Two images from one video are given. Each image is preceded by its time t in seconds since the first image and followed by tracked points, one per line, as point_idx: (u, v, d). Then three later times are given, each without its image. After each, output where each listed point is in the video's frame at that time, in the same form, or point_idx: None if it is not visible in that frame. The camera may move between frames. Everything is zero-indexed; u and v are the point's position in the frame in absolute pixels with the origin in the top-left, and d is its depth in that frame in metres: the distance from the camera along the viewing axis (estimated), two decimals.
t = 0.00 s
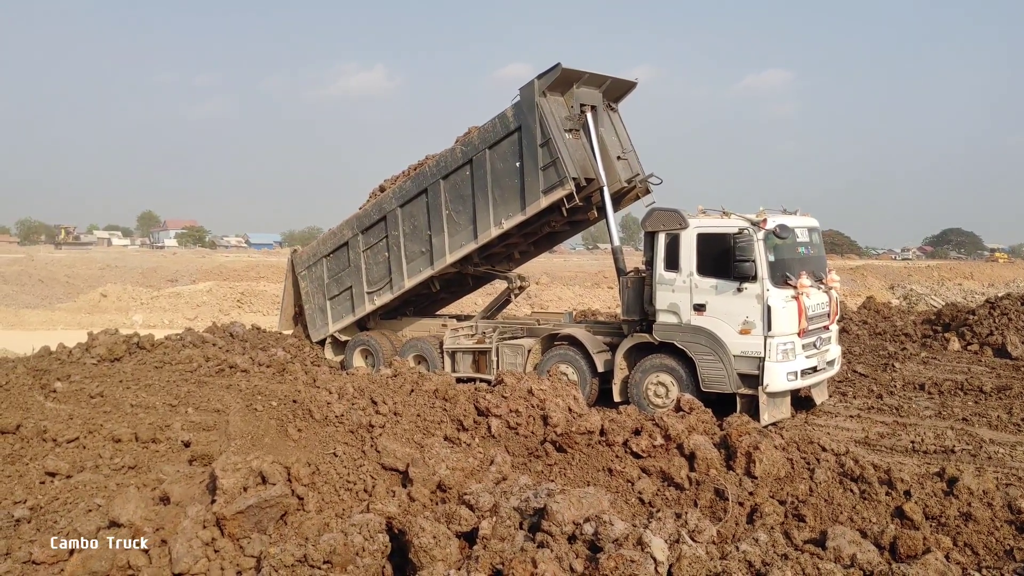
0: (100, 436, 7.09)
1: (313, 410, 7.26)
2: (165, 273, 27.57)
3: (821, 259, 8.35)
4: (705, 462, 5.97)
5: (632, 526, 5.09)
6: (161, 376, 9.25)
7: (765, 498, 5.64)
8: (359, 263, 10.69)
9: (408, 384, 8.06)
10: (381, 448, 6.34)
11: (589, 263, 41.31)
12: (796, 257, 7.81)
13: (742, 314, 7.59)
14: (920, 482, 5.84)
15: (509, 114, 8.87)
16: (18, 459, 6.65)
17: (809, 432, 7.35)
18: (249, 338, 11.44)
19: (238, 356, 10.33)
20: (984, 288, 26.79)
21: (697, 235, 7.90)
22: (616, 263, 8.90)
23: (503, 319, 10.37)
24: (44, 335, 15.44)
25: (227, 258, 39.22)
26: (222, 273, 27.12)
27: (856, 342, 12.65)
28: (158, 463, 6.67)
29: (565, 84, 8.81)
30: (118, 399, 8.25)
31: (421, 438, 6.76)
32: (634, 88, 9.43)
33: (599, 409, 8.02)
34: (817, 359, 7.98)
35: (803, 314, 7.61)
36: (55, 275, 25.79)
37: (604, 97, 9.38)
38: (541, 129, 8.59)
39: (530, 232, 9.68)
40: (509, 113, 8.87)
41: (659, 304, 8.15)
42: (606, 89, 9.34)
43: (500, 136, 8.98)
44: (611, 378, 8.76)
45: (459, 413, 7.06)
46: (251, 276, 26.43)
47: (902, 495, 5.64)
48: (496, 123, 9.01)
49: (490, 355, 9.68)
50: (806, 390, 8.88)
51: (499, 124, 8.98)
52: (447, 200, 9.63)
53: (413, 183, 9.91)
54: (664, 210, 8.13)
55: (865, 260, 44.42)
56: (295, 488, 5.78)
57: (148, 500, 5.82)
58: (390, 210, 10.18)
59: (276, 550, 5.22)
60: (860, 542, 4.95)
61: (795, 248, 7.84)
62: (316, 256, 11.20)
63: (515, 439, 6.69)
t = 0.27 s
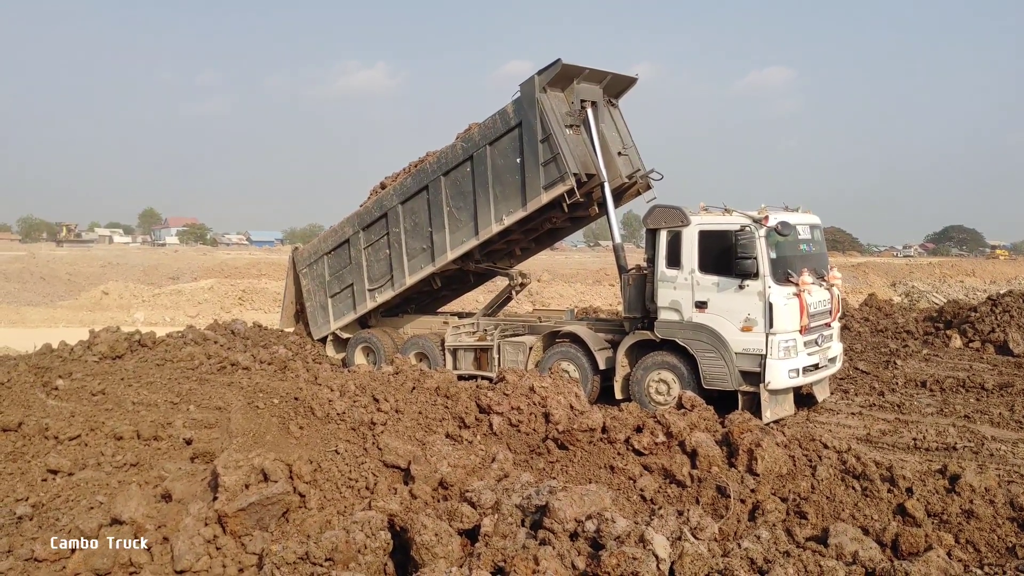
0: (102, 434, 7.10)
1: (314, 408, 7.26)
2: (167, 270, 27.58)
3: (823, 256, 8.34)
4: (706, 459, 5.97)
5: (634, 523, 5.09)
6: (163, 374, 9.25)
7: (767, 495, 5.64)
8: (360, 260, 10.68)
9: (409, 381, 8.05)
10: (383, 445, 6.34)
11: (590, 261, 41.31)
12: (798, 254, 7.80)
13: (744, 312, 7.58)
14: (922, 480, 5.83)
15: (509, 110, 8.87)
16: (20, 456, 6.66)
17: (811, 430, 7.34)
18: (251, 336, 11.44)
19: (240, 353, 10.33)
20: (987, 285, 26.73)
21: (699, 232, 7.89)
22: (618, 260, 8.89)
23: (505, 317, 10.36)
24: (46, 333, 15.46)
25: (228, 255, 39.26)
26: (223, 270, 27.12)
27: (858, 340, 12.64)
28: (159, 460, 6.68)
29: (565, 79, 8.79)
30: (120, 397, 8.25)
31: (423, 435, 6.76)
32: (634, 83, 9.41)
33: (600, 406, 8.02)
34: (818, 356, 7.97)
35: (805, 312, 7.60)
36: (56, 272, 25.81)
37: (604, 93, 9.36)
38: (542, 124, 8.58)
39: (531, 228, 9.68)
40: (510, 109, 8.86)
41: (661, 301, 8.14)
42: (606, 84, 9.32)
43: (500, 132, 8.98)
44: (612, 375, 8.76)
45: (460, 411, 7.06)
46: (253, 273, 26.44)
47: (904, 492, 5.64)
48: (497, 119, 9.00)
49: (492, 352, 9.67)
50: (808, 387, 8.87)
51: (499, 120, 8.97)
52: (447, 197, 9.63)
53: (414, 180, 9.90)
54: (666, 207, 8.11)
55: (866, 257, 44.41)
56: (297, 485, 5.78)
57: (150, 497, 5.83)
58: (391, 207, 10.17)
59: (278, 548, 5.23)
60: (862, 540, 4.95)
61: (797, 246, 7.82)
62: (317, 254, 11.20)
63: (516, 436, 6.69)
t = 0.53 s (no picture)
0: (102, 431, 7.10)
1: (314, 405, 7.25)
2: (167, 268, 27.56)
3: (823, 254, 8.34)
4: (706, 457, 5.97)
5: (634, 521, 5.09)
6: (163, 372, 9.25)
7: (767, 493, 5.64)
8: (360, 257, 10.68)
9: (409, 379, 8.05)
10: (382, 443, 6.34)
11: (590, 258, 41.30)
12: (798, 252, 7.79)
13: (744, 310, 7.58)
14: (921, 477, 5.83)
15: (509, 106, 8.86)
16: (20, 454, 6.66)
17: (811, 428, 7.34)
18: (251, 334, 11.44)
19: (240, 351, 10.32)
20: (988, 283, 26.74)
21: (699, 230, 7.89)
22: (618, 258, 8.88)
23: (505, 314, 10.35)
24: (45, 330, 15.46)
25: (228, 253, 39.26)
26: (223, 268, 27.12)
27: (858, 337, 12.64)
28: (159, 458, 6.68)
29: (564, 76, 8.78)
30: (119, 394, 8.25)
31: (423, 433, 6.76)
32: (633, 79, 9.40)
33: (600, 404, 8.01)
34: (818, 354, 7.97)
35: (805, 310, 7.59)
36: (56, 270, 25.81)
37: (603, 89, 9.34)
38: (541, 121, 8.57)
39: (530, 225, 9.67)
40: (509, 105, 8.85)
41: (661, 299, 8.14)
42: (605, 81, 9.31)
43: (499, 129, 8.96)
44: (612, 373, 8.75)
45: (460, 408, 7.06)
46: (253, 271, 26.44)
47: (903, 490, 5.64)
48: (496, 116, 8.99)
49: (492, 350, 9.67)
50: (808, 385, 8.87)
51: (498, 117, 8.96)
52: (447, 194, 9.62)
53: (413, 177, 9.89)
54: (666, 205, 8.11)
55: (866, 255, 44.40)
56: (296, 483, 5.78)
57: (150, 495, 5.83)
58: (391, 204, 10.16)
59: (277, 546, 5.23)
60: (861, 538, 4.95)
61: (797, 243, 7.82)
62: (317, 252, 11.20)
63: (516, 434, 6.68)
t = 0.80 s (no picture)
0: (101, 428, 7.10)
1: (313, 402, 7.26)
2: (166, 264, 27.55)
3: (822, 250, 8.33)
4: (705, 453, 5.97)
5: (633, 517, 5.10)
6: (162, 368, 9.25)
7: (765, 489, 5.64)
8: (359, 254, 10.67)
9: (408, 375, 8.05)
10: (382, 439, 6.34)
11: (589, 255, 41.29)
12: (797, 248, 7.80)
13: (743, 306, 7.58)
14: (920, 474, 5.84)
15: (507, 102, 8.85)
16: (19, 450, 6.66)
17: (810, 424, 7.35)
18: (250, 330, 11.44)
19: (239, 348, 10.32)
20: (987, 279, 26.71)
21: (698, 226, 7.88)
22: (617, 255, 8.87)
23: (504, 311, 10.35)
24: (45, 327, 15.46)
25: (227, 249, 39.24)
26: (223, 264, 27.11)
27: (857, 334, 12.64)
28: (159, 454, 6.68)
29: (563, 71, 8.77)
30: (119, 390, 8.26)
31: (422, 429, 6.76)
32: (631, 74, 9.39)
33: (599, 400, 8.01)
34: (817, 350, 7.97)
35: (804, 306, 7.60)
36: (55, 266, 25.81)
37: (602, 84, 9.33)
38: (539, 116, 8.56)
39: (529, 221, 9.67)
40: (507, 100, 8.85)
41: (660, 295, 8.14)
42: (604, 75, 9.29)
43: (498, 124, 8.96)
44: (611, 369, 8.76)
45: (459, 405, 7.06)
46: (252, 267, 26.44)
47: (902, 486, 5.64)
48: (494, 111, 8.98)
49: (491, 346, 9.67)
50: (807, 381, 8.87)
51: (497, 112, 8.96)
52: (445, 189, 9.61)
53: (412, 172, 9.88)
54: (665, 201, 8.10)
55: (866, 251, 44.40)
56: (296, 479, 5.79)
57: (149, 491, 5.84)
58: (389, 200, 10.16)
59: (277, 542, 5.23)
60: (860, 533, 4.96)
61: (796, 240, 7.82)
62: (316, 248, 11.19)
63: (515, 430, 6.69)
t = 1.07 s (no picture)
0: (101, 424, 7.10)
1: (313, 398, 7.25)
2: (166, 261, 27.53)
3: (822, 246, 8.32)
4: (705, 449, 5.97)
5: (633, 512, 5.10)
6: (162, 364, 9.24)
7: (765, 485, 5.64)
8: (359, 250, 10.66)
9: (408, 371, 8.05)
10: (381, 435, 6.34)
11: (589, 251, 41.29)
12: (797, 244, 7.80)
13: (743, 301, 7.57)
14: (920, 469, 5.84)
15: (505, 96, 8.83)
16: (19, 446, 6.66)
17: (810, 420, 7.34)
18: (250, 326, 11.44)
19: (239, 344, 10.31)
20: (987, 275, 26.69)
21: (698, 222, 7.87)
22: (616, 250, 8.86)
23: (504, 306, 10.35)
24: (44, 323, 15.45)
25: (227, 245, 39.21)
26: (223, 261, 27.10)
27: (857, 329, 12.64)
28: (159, 450, 6.68)
29: (561, 65, 8.75)
30: (119, 387, 8.25)
31: (422, 425, 6.76)
32: (630, 68, 9.37)
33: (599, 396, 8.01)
34: (817, 346, 7.97)
35: (803, 301, 7.59)
36: (55, 262, 25.78)
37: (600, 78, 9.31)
38: (538, 110, 8.55)
39: (528, 215, 9.66)
40: (506, 95, 8.83)
41: (660, 291, 8.13)
42: (602, 70, 9.27)
43: (496, 118, 8.94)
44: (611, 365, 8.76)
45: (459, 401, 7.06)
46: (252, 264, 26.43)
47: (902, 482, 5.64)
48: (493, 105, 8.96)
49: (491, 342, 9.67)
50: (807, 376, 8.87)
51: (495, 106, 8.94)
52: (444, 184, 9.59)
53: (410, 168, 9.87)
54: (665, 197, 8.09)
55: (865, 247, 44.39)
56: (296, 475, 5.79)
57: (149, 487, 5.83)
58: (388, 195, 10.14)
59: (277, 537, 5.23)
60: (860, 529, 4.96)
61: (796, 235, 7.81)
62: (315, 244, 11.18)
63: (515, 426, 6.68)
